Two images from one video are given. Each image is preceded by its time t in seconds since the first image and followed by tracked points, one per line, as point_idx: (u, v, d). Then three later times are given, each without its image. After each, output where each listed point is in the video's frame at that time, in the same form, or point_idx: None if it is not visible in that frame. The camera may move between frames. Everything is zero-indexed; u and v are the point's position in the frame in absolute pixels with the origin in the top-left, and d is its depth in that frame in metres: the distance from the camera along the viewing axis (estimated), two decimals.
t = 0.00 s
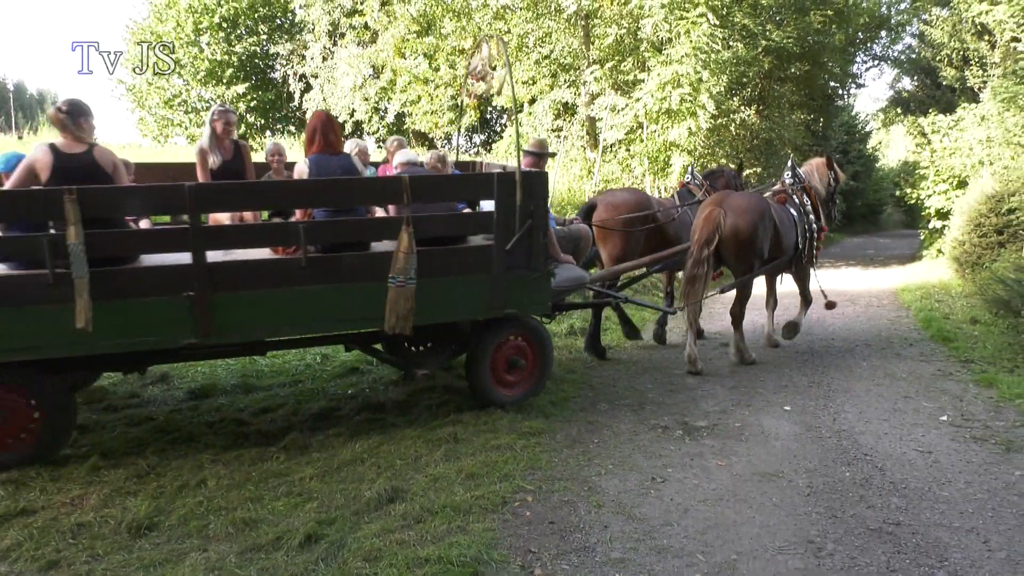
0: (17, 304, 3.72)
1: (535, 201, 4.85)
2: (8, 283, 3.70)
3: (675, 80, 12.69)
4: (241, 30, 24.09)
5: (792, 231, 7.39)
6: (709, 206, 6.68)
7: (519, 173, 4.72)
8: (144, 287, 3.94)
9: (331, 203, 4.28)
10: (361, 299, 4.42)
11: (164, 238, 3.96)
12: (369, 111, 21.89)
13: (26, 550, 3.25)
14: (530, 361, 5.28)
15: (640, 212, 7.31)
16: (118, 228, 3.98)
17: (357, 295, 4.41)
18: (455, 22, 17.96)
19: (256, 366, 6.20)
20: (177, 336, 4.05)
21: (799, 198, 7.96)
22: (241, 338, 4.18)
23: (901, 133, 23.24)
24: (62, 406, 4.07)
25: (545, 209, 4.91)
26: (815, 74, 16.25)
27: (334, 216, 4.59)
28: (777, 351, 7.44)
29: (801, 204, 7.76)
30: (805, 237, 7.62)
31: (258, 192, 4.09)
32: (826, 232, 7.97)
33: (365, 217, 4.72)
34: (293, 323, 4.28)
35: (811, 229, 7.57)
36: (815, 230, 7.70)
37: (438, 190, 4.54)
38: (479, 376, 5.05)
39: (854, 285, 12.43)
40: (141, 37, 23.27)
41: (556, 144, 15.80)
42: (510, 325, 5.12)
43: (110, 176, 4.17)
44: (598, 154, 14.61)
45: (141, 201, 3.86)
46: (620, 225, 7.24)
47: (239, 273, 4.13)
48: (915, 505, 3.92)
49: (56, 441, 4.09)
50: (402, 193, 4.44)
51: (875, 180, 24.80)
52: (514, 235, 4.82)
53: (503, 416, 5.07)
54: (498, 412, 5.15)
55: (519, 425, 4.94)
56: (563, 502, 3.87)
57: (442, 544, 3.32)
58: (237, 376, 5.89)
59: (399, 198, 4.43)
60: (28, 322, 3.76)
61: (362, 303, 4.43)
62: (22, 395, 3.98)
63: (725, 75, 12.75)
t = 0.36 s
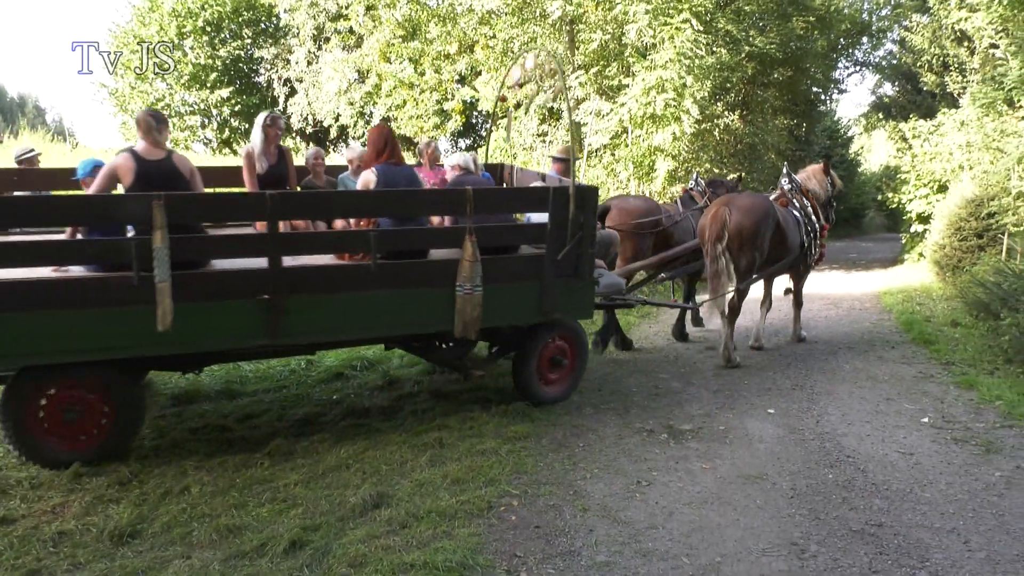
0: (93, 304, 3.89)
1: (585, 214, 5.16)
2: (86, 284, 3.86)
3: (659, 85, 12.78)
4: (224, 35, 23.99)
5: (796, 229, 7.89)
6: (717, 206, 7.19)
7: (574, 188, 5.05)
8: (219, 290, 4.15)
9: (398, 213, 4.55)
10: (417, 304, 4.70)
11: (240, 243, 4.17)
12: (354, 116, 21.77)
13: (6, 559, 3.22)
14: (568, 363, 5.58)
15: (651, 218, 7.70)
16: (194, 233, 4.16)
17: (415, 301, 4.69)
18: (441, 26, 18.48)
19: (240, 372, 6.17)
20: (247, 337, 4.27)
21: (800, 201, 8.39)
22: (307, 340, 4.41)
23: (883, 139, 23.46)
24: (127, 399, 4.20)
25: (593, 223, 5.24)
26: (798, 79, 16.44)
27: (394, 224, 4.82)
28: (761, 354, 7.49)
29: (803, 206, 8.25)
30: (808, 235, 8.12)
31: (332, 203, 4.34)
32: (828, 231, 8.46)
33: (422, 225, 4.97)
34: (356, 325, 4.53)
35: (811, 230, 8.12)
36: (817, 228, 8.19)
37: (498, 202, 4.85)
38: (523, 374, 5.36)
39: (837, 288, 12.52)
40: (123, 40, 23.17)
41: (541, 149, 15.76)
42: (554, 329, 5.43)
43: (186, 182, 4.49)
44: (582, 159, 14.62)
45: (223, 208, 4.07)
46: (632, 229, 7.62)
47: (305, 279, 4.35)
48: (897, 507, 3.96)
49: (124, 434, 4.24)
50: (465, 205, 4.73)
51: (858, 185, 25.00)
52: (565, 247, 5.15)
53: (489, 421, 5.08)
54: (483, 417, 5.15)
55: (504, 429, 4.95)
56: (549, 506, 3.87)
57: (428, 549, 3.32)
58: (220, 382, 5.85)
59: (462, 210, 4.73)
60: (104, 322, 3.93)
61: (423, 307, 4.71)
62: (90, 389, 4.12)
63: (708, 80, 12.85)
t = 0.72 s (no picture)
0: (174, 299, 4.02)
1: (620, 221, 5.52)
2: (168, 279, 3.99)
3: (641, 90, 12.86)
4: (205, 38, 23.89)
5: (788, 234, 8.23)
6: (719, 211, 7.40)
7: (613, 195, 5.42)
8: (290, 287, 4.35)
9: (457, 216, 4.83)
10: (466, 302, 5.01)
11: (312, 242, 4.37)
12: (337, 120, 21.72)
13: None
14: (595, 359, 5.93)
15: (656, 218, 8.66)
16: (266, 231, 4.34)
17: (465, 299, 4.99)
18: (423, 31, 18.43)
19: (221, 376, 6.11)
20: (313, 332, 4.47)
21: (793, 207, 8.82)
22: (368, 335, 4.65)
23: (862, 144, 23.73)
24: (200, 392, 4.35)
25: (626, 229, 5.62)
26: (778, 84, 16.65)
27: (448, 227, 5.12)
28: (743, 357, 7.55)
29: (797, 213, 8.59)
30: (800, 239, 8.46)
31: (398, 205, 4.59)
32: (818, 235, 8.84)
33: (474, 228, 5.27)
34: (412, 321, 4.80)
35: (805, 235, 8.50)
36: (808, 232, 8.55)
37: (547, 208, 5.20)
38: (560, 370, 5.63)
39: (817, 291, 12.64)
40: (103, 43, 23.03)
41: (524, 153, 15.77)
42: (586, 327, 5.76)
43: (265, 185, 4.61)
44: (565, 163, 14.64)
45: (300, 208, 4.27)
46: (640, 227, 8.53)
47: (369, 276, 4.59)
48: (876, 506, 4.01)
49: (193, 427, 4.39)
50: (516, 209, 5.06)
51: (838, 189, 25.24)
52: (602, 251, 5.53)
53: (472, 425, 5.08)
54: (466, 421, 5.16)
55: (488, 433, 4.95)
56: (532, 509, 3.88)
57: (411, 553, 3.32)
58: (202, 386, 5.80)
59: (514, 215, 5.06)
60: (185, 317, 4.06)
61: (474, 304, 5.03)
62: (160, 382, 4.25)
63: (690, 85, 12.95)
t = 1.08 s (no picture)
0: (251, 295, 4.15)
1: (639, 224, 6.02)
2: (247, 277, 4.12)
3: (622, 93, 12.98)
4: (183, 38, 23.73)
5: (775, 237, 8.95)
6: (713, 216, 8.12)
7: (639, 201, 5.90)
8: (352, 285, 4.53)
9: (503, 218, 5.15)
10: (506, 298, 5.31)
11: (375, 242, 4.56)
12: (317, 122, 21.64)
13: None
14: (611, 354, 6.31)
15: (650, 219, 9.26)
16: (328, 231, 4.49)
17: (504, 296, 5.29)
18: (404, 33, 18.43)
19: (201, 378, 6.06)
20: (371, 328, 4.68)
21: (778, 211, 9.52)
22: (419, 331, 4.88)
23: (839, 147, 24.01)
24: (264, 383, 4.54)
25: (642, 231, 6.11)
26: (756, 88, 16.86)
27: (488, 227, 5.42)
28: (722, 358, 7.61)
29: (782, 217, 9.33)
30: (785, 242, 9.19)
31: (452, 207, 4.86)
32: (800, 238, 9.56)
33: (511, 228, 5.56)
34: (458, 319, 5.06)
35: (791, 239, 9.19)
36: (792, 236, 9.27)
37: (581, 210, 5.60)
38: (581, 363, 6.01)
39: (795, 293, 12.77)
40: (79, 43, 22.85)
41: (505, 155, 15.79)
42: (604, 323, 6.15)
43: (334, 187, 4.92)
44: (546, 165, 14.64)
45: (367, 209, 4.47)
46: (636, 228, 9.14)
47: (422, 275, 4.82)
48: (852, 505, 4.07)
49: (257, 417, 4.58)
50: (554, 212, 5.43)
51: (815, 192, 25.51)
52: (625, 252, 6.00)
53: (453, 428, 5.08)
54: (447, 423, 5.16)
55: (469, 435, 4.96)
56: (513, 511, 3.89)
57: (392, 555, 3.32)
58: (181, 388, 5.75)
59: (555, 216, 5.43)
60: (261, 312, 4.20)
61: (515, 301, 5.36)
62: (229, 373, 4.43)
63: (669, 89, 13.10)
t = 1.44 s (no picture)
0: (319, 289, 4.47)
1: (655, 224, 6.49)
2: (316, 272, 4.44)
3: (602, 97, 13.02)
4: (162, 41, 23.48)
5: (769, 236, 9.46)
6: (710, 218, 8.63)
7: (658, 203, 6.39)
8: (408, 281, 4.88)
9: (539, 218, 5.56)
10: (541, 294, 5.71)
11: (428, 241, 4.92)
12: (296, 125, 21.54)
13: None
14: (623, 352, 6.72)
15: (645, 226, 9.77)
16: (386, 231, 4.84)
17: (537, 292, 5.70)
18: (385, 37, 18.40)
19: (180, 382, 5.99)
20: (426, 320, 5.03)
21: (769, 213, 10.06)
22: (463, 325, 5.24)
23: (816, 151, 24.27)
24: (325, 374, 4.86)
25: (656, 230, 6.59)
26: (735, 93, 17.04)
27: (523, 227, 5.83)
28: (702, 361, 7.66)
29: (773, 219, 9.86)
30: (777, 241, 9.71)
31: (496, 208, 5.25)
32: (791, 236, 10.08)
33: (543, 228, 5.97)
34: (496, 313, 5.44)
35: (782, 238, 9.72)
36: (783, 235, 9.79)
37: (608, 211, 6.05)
38: (598, 359, 6.37)
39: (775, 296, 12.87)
40: (55, 46, 22.64)
41: (486, 159, 15.81)
42: (620, 317, 6.58)
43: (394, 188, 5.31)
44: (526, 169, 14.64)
45: (423, 210, 4.83)
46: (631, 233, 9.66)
47: (467, 273, 5.19)
48: (831, 506, 4.11)
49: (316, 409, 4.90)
50: (584, 213, 5.86)
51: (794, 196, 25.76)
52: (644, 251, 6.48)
53: (435, 432, 5.07)
54: (428, 427, 5.15)
55: (450, 440, 4.95)
56: (495, 515, 3.89)
57: (374, 561, 3.31)
58: (159, 393, 5.67)
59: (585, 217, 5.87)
60: (327, 307, 4.51)
61: (548, 295, 5.77)
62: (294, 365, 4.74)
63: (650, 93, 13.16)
